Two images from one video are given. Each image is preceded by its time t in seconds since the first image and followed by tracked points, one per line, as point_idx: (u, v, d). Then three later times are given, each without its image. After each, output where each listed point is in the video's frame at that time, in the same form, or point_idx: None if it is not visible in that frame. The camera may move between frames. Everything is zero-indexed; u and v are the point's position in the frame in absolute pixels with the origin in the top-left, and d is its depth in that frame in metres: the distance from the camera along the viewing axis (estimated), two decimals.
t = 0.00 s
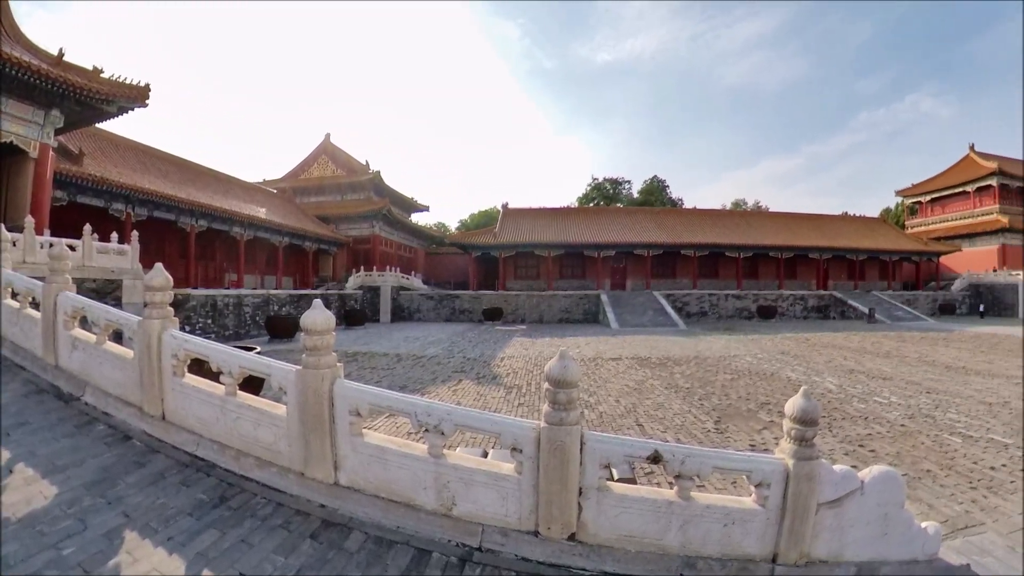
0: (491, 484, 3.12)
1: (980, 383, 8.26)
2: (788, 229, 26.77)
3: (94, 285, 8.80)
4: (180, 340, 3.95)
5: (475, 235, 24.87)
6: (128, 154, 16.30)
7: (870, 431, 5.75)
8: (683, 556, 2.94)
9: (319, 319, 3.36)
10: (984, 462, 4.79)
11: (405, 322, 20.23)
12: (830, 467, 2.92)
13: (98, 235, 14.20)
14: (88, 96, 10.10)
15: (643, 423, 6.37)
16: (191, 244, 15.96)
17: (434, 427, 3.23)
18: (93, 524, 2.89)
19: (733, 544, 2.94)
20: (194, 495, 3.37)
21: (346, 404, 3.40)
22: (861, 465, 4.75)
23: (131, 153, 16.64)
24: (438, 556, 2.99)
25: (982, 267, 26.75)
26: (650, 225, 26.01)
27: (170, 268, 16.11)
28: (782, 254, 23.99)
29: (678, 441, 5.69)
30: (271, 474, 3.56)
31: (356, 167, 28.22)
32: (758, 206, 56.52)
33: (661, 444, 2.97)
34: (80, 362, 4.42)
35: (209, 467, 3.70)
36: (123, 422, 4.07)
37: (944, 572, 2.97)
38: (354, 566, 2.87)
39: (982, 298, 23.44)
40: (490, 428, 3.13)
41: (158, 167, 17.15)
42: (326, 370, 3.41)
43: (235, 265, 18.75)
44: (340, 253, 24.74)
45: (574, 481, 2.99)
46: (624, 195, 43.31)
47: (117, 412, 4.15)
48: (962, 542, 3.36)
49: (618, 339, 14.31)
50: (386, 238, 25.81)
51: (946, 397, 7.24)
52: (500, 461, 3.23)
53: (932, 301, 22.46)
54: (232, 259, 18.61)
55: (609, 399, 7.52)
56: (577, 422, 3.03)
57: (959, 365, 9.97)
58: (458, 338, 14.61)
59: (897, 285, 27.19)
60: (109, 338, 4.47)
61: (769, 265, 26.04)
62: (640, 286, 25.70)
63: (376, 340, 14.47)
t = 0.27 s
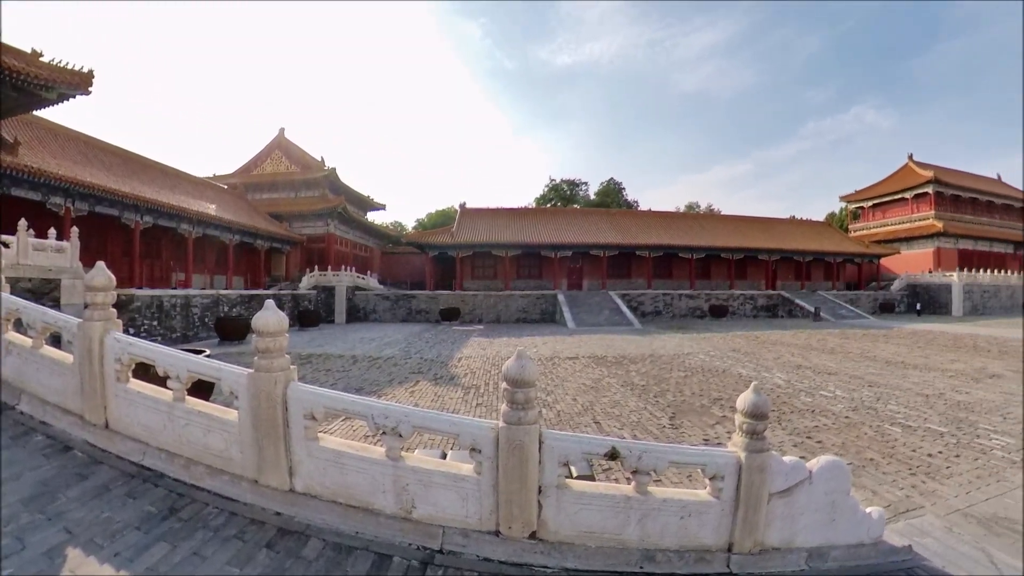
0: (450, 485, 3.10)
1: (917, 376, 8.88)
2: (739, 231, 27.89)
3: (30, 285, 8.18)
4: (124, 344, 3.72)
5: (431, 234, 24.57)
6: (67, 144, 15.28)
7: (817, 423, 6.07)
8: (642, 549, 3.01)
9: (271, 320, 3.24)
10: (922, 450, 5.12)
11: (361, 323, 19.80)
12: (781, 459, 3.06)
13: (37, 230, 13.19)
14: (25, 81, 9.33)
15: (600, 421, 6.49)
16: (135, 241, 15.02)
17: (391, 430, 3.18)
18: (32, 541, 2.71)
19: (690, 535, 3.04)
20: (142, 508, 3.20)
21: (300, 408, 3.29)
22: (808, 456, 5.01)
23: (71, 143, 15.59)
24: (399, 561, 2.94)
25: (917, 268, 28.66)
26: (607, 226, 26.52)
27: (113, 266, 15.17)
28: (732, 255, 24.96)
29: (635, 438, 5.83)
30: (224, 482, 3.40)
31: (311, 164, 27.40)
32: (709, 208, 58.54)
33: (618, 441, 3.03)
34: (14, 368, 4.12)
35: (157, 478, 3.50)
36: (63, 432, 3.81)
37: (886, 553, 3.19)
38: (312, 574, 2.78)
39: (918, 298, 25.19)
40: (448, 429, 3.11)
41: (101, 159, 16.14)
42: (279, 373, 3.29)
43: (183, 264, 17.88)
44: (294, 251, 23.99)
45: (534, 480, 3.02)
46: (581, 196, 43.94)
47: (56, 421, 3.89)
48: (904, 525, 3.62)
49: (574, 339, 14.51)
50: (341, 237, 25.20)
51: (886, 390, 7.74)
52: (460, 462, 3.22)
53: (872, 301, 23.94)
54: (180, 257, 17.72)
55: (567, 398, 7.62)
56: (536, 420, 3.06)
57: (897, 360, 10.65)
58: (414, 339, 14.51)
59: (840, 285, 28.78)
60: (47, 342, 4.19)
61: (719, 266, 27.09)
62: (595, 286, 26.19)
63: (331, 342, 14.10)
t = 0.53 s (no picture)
0: (409, 487, 3.07)
1: (860, 371, 9.43)
2: (692, 233, 28.80)
3: None
4: (63, 348, 3.50)
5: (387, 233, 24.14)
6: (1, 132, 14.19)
7: (766, 417, 6.35)
8: (602, 545, 3.07)
9: (220, 322, 3.11)
10: (865, 440, 5.45)
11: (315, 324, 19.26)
12: (733, 452, 3.18)
13: None
14: None
15: (557, 419, 6.56)
16: (75, 237, 13.92)
17: (348, 433, 3.12)
18: None
19: (648, 529, 3.12)
20: (85, 523, 3.02)
21: (253, 412, 3.17)
22: (759, 448, 5.25)
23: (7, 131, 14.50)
24: (359, 566, 2.88)
25: (859, 270, 30.46)
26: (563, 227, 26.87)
27: (51, 263, 14.05)
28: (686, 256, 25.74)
29: (592, 436, 5.93)
30: (173, 492, 3.24)
31: (265, 159, 26.42)
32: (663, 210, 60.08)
33: (576, 439, 3.08)
34: None
35: (101, 490, 3.31)
36: None
37: (834, 538, 3.38)
38: None
39: (860, 297, 26.67)
40: (405, 431, 3.07)
41: (38, 150, 15.05)
42: (229, 377, 3.16)
43: (127, 262, 16.90)
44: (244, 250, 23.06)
45: (493, 480, 3.02)
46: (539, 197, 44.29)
47: None
48: (850, 510, 3.85)
49: (530, 338, 14.61)
50: (295, 236, 24.44)
51: (830, 384, 8.19)
52: (419, 464, 3.19)
53: (817, 300, 25.28)
54: (123, 255, 16.73)
55: (524, 397, 7.68)
56: (494, 420, 3.06)
57: (841, 356, 11.26)
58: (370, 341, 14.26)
59: (789, 285, 30.17)
60: None
61: (673, 267, 27.91)
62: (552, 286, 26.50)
63: (284, 344, 13.64)
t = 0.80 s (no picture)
0: (364, 492, 3.00)
1: (804, 366, 9.95)
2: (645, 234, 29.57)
3: None
4: None
5: (338, 231, 23.49)
6: None
7: (716, 412, 6.61)
8: (560, 542, 3.11)
9: (163, 324, 2.94)
10: (809, 431, 5.76)
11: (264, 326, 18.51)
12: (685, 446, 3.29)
13: None
14: None
15: (512, 419, 6.58)
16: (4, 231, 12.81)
17: (300, 439, 3.01)
18: None
19: (605, 524, 3.17)
20: (19, 542, 2.79)
21: (199, 419, 3.02)
22: (709, 442, 5.45)
23: None
24: None
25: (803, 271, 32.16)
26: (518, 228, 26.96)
27: None
28: (639, 257, 26.39)
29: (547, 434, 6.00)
30: (115, 506, 3.04)
31: (212, 153, 25.18)
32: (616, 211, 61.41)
33: (533, 438, 3.09)
34: None
35: (35, 507, 3.06)
36: None
37: (783, 525, 3.57)
38: None
39: (803, 296, 28.05)
40: (359, 434, 3.00)
41: None
42: (173, 382, 2.98)
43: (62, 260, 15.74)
44: (189, 248, 21.89)
45: (450, 481, 3.00)
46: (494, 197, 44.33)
47: None
48: (797, 498, 4.06)
49: (484, 338, 14.59)
50: (243, 233, 23.43)
51: (777, 379, 8.61)
52: (374, 468, 3.12)
53: (763, 300, 26.53)
54: (59, 254, 15.53)
55: (480, 398, 7.66)
56: (450, 421, 3.04)
57: (785, 352, 11.84)
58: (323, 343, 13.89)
59: (737, 285, 31.44)
60: None
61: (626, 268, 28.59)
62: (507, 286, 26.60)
63: (231, 346, 13.05)
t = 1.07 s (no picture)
0: (325, 497, 2.90)
1: (758, 363, 10.34)
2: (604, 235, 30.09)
3: None
4: None
5: (293, 230, 22.75)
6: None
7: (673, 409, 6.78)
8: (524, 540, 3.11)
9: (110, 325, 2.75)
10: (763, 425, 5.99)
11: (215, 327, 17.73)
12: (646, 443, 3.36)
13: None
14: None
15: (474, 420, 6.54)
16: None
17: (256, 444, 2.88)
18: None
19: (568, 521, 3.19)
20: None
21: (149, 426, 2.85)
22: (667, 438, 5.58)
23: None
24: None
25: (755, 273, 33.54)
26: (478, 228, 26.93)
27: None
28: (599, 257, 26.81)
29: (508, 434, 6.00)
30: (59, 521, 2.82)
31: (163, 146, 23.74)
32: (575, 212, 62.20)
33: (495, 438, 3.08)
34: None
35: None
36: None
37: (740, 515, 3.69)
38: None
39: (756, 296, 29.21)
40: (318, 438, 2.90)
41: None
42: (121, 388, 2.80)
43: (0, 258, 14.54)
44: (138, 246, 20.69)
45: (412, 483, 2.94)
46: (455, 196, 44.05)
47: None
48: (753, 489, 4.21)
49: (446, 339, 14.48)
50: (194, 231, 22.34)
51: (731, 376, 8.92)
52: (334, 473, 3.02)
53: (718, 300, 27.50)
54: None
55: (440, 398, 7.59)
56: (411, 423, 2.99)
57: (739, 350, 12.28)
58: (279, 344, 13.42)
59: (693, 285, 32.38)
60: None
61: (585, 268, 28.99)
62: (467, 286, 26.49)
63: (180, 349, 12.43)
